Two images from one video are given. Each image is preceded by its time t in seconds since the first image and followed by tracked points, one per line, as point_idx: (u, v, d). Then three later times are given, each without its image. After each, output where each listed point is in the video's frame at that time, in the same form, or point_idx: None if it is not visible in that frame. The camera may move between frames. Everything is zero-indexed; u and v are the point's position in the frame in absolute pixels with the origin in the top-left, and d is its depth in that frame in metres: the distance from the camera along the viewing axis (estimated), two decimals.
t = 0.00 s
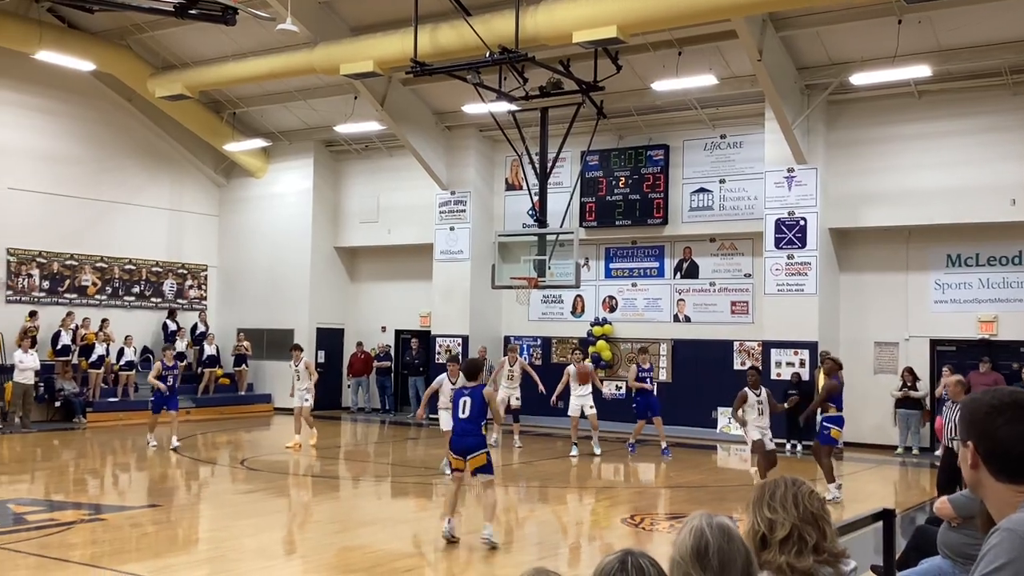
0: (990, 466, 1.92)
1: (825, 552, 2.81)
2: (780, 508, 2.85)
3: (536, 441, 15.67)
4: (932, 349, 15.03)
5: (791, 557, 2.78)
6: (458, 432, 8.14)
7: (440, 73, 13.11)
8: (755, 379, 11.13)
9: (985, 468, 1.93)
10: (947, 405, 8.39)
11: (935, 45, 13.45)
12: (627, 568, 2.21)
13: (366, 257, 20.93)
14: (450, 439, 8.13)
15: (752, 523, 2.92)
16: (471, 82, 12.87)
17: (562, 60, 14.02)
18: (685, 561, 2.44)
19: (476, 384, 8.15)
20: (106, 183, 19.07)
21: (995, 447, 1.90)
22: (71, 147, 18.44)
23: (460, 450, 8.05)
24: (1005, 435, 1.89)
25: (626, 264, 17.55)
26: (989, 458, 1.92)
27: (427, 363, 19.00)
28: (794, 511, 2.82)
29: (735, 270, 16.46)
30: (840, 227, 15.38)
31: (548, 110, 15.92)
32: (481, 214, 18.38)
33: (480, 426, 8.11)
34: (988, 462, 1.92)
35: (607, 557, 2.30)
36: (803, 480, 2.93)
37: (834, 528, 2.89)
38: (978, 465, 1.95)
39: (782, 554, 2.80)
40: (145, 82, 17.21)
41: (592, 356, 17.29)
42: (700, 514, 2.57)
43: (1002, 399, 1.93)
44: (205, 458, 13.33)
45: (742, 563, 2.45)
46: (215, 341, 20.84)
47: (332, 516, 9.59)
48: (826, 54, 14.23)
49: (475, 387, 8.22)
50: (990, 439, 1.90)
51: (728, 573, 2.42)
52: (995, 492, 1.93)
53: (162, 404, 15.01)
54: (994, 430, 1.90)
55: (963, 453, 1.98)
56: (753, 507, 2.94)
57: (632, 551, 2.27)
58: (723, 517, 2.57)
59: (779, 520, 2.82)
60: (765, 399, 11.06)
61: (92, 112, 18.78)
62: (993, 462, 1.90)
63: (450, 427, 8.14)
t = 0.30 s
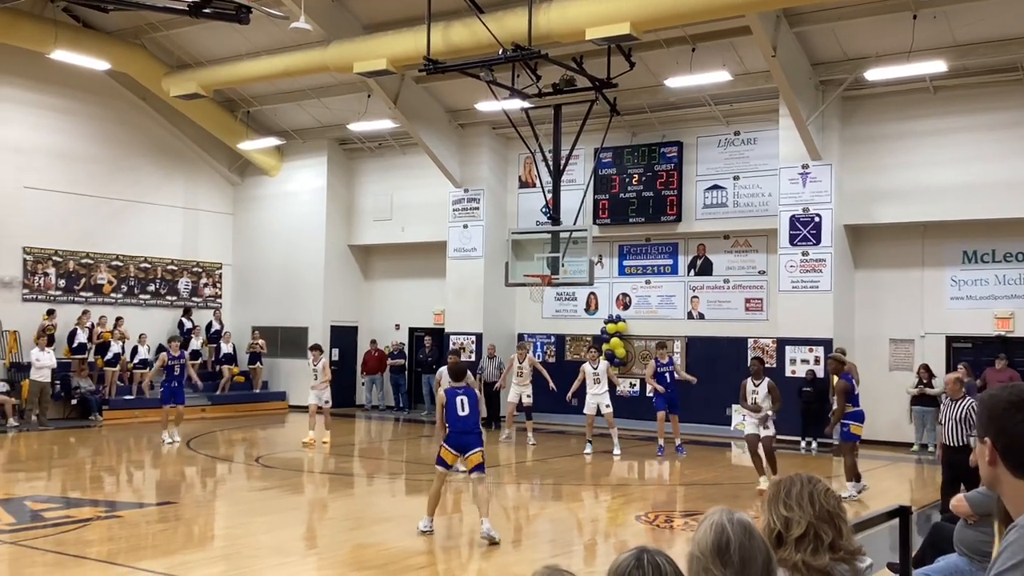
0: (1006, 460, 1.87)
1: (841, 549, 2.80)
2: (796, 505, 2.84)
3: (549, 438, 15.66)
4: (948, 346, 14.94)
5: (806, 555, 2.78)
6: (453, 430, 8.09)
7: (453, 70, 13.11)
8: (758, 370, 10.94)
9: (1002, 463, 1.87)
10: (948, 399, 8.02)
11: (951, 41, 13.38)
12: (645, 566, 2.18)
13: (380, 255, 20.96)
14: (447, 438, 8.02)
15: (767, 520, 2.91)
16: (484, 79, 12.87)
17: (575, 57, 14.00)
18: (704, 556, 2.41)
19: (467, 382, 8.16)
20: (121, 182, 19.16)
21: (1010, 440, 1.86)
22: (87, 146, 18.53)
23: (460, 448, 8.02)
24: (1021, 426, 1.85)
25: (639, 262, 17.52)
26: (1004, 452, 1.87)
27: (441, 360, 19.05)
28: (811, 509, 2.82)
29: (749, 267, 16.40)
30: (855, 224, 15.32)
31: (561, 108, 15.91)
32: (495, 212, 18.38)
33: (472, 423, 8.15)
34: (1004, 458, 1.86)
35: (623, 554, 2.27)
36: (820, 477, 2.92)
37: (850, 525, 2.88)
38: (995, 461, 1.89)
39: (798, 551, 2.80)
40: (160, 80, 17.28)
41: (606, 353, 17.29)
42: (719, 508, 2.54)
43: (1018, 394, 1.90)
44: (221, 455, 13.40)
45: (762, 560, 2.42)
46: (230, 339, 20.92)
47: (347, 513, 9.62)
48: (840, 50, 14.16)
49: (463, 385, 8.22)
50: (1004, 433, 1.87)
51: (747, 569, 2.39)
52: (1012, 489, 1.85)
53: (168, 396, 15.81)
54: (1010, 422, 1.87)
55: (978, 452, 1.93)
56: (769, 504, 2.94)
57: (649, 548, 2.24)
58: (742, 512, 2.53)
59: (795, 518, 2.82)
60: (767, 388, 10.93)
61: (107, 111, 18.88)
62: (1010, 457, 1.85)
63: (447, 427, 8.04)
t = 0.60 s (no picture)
0: None
1: (860, 548, 2.78)
2: (815, 504, 2.84)
3: (564, 437, 15.66)
4: (965, 344, 14.85)
5: (825, 553, 2.77)
6: (453, 419, 8.57)
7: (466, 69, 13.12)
8: (741, 367, 10.80)
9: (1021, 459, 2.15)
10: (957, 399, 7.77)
11: (968, 37, 13.30)
12: (665, 563, 2.14)
13: (394, 253, 21.00)
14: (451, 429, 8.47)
15: (786, 518, 2.90)
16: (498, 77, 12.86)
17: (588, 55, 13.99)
18: (725, 554, 2.38)
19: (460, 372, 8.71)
20: (137, 182, 19.26)
21: None
22: (103, 146, 18.65)
23: (463, 435, 8.50)
24: None
25: (654, 259, 17.48)
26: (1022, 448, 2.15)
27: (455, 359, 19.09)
28: (830, 507, 2.81)
29: (764, 264, 16.35)
30: (871, 221, 15.25)
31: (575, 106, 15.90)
32: (509, 211, 18.38)
33: (471, 413, 8.68)
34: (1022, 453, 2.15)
35: (643, 551, 2.23)
36: (839, 476, 2.91)
37: (868, 523, 2.87)
38: (1015, 457, 2.17)
39: (817, 550, 2.79)
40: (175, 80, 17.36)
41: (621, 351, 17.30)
42: (740, 505, 2.51)
43: None
44: (236, 453, 13.46)
45: (783, 559, 2.39)
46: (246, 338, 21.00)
47: (363, 511, 9.64)
48: (856, 46, 14.09)
49: (458, 377, 8.75)
50: None
51: (768, 568, 2.36)
52: None
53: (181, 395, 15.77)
54: None
55: (1000, 447, 2.21)
56: (787, 502, 2.93)
57: (670, 546, 2.20)
58: (763, 510, 2.51)
59: (815, 516, 2.81)
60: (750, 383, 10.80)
61: (123, 111, 18.98)
62: None
63: (449, 416, 8.51)
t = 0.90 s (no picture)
0: None
1: (873, 545, 2.92)
2: (828, 501, 2.95)
3: (575, 435, 15.66)
4: (978, 341, 14.77)
5: (838, 550, 2.90)
6: (455, 419, 8.70)
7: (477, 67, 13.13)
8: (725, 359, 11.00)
9: None
10: (947, 394, 7.95)
11: (980, 33, 13.23)
12: (683, 559, 2.14)
13: (405, 252, 21.03)
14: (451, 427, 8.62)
15: (800, 516, 3.02)
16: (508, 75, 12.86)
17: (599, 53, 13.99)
18: (740, 551, 2.38)
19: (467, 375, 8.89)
20: (149, 182, 19.35)
21: None
22: (116, 146, 18.74)
23: (465, 435, 8.61)
24: None
25: (665, 257, 17.45)
26: None
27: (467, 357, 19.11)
28: (843, 505, 2.92)
29: (775, 262, 16.31)
30: (883, 218, 15.18)
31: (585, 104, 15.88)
32: (519, 210, 18.39)
33: (475, 414, 8.81)
34: None
35: (661, 548, 2.22)
36: (851, 474, 3.02)
37: (881, 520, 3.00)
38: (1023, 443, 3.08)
39: (831, 547, 2.92)
40: (187, 80, 17.43)
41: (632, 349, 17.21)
42: (755, 503, 2.51)
43: None
44: (249, 451, 13.51)
45: (799, 558, 2.38)
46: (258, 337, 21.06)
47: (375, 509, 9.66)
48: (867, 42, 14.04)
49: (465, 377, 8.91)
50: None
51: (783, 567, 2.36)
52: None
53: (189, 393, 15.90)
54: None
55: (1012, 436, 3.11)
56: (801, 501, 3.05)
57: (688, 543, 2.20)
58: (777, 508, 2.51)
59: (828, 514, 2.93)
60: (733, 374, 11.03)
61: (136, 111, 19.07)
62: None
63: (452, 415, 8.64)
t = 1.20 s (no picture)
0: None
1: (883, 544, 2.92)
2: (838, 500, 2.95)
3: (584, 433, 15.66)
4: (988, 338, 14.71)
5: (848, 549, 2.90)
6: (464, 410, 8.89)
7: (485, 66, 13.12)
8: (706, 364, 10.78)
9: None
10: (940, 392, 8.12)
11: (990, 29, 13.18)
12: (696, 558, 2.13)
13: (414, 251, 21.06)
14: (460, 419, 8.83)
15: (808, 514, 3.02)
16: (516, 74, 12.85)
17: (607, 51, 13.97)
18: (750, 550, 2.38)
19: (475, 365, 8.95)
20: (159, 182, 19.42)
21: None
22: (125, 147, 18.81)
23: (473, 427, 8.85)
24: None
25: (673, 255, 17.43)
26: None
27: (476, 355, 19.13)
28: (852, 503, 2.92)
29: (784, 260, 16.28)
30: (892, 216, 15.14)
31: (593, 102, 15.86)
32: (528, 208, 18.39)
33: (485, 404, 8.96)
34: None
35: (673, 545, 2.21)
36: (861, 471, 3.02)
37: (890, 518, 3.00)
38: None
39: (840, 545, 2.92)
40: (196, 80, 17.47)
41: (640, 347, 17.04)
42: (766, 502, 2.50)
43: None
44: (258, 450, 13.54)
45: (810, 557, 2.37)
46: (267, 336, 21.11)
47: (384, 508, 9.68)
48: (876, 39, 14.00)
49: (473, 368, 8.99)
50: None
51: (794, 566, 2.35)
52: None
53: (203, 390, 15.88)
54: None
55: None
56: (810, 498, 3.05)
57: (700, 541, 2.19)
58: (789, 506, 2.50)
59: (837, 512, 2.93)
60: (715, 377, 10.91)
61: (145, 112, 19.13)
62: None
63: (461, 408, 8.82)
